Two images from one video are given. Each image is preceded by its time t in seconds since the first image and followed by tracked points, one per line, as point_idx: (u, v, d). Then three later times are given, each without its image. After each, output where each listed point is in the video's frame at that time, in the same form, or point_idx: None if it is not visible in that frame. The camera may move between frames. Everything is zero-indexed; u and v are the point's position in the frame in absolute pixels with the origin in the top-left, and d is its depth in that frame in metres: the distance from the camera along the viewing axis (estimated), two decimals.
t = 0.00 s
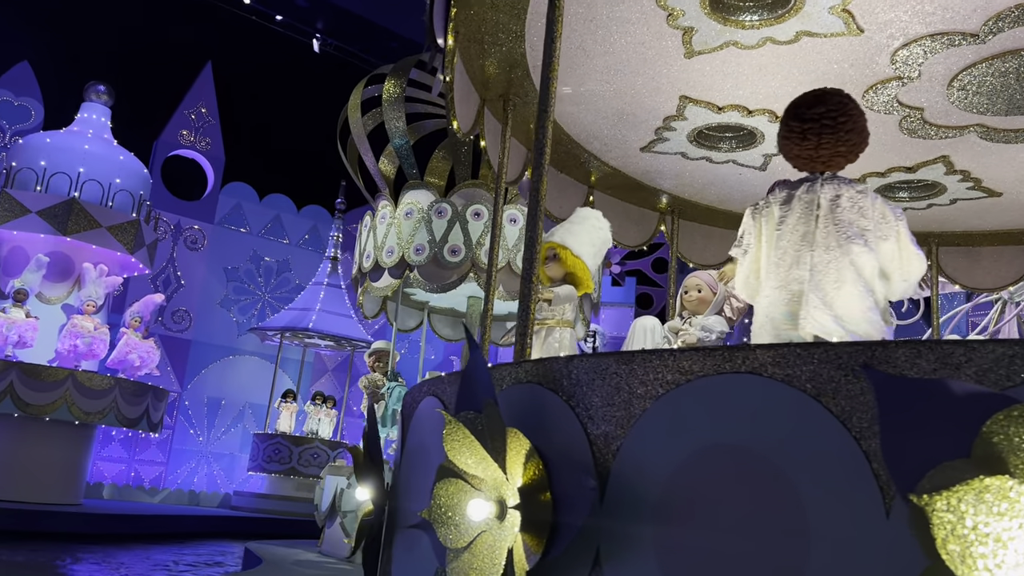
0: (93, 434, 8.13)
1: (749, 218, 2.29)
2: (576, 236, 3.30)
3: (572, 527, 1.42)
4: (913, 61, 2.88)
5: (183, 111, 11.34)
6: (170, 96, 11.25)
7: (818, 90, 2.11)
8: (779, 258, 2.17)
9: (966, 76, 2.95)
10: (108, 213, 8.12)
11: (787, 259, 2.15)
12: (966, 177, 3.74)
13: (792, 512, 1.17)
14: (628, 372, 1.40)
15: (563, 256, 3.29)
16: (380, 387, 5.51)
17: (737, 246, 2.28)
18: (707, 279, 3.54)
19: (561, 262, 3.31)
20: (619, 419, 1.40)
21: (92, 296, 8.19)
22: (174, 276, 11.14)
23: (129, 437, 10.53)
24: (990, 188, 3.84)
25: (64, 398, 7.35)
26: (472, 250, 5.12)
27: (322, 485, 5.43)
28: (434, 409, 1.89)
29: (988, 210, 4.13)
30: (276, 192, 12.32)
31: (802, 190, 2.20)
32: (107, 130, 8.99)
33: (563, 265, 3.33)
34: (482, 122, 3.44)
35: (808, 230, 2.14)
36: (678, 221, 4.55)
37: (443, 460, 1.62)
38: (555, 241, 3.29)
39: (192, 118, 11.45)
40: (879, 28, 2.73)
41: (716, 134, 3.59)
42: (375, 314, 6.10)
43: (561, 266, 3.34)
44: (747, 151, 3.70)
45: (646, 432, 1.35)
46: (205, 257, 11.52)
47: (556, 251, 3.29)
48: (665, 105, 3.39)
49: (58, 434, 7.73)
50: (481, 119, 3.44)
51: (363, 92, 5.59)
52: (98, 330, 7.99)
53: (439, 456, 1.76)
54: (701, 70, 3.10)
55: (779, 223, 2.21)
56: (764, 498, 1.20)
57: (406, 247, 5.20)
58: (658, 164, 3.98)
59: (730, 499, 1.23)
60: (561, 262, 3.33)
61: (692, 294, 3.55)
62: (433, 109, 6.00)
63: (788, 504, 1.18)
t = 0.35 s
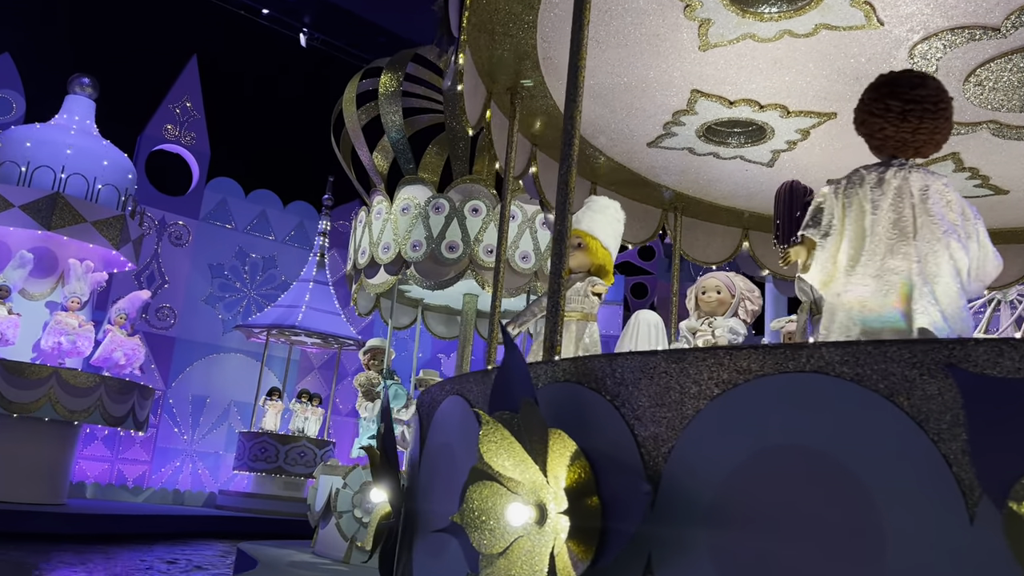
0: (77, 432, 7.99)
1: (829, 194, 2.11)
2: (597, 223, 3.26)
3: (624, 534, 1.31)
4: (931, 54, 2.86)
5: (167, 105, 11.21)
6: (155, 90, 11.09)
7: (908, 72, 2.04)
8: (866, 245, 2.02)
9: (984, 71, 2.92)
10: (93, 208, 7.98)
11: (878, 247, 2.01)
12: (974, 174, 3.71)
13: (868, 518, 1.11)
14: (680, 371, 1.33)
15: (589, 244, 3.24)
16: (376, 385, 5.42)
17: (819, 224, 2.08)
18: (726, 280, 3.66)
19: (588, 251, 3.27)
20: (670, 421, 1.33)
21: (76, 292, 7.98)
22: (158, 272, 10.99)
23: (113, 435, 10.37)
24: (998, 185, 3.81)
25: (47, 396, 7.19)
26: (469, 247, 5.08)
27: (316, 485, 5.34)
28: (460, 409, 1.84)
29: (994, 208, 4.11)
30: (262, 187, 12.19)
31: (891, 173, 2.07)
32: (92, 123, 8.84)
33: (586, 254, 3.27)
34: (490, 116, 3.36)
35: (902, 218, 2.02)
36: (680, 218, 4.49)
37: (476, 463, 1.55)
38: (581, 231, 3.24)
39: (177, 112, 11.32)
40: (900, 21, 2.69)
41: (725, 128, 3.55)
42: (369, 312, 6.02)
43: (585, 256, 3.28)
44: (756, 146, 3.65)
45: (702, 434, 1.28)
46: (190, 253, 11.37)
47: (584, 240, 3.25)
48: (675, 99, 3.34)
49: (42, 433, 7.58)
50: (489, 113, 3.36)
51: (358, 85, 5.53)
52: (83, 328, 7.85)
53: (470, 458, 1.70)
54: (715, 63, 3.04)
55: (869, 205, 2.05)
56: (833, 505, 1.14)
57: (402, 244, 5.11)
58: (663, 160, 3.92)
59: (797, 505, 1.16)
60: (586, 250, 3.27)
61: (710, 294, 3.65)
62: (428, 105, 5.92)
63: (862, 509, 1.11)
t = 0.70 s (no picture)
0: (60, 431, 7.84)
1: (940, 168, 1.97)
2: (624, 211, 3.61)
3: (681, 541, 1.23)
4: (950, 49, 2.83)
5: (152, 98, 11.07)
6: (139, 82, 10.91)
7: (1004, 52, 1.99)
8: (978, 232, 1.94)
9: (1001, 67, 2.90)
10: (78, 202, 7.84)
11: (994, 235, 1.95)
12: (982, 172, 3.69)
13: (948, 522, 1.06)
14: (738, 369, 1.28)
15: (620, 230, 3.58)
16: (371, 383, 5.36)
17: (932, 200, 1.92)
18: (744, 280, 3.62)
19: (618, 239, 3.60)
20: (727, 421, 1.27)
21: (59, 289, 7.86)
22: (142, 268, 10.83)
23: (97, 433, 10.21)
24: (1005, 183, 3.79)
25: (31, 394, 7.01)
26: (467, 244, 5.00)
27: (311, 485, 5.29)
28: (491, 408, 1.77)
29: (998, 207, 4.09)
30: (248, 183, 12.07)
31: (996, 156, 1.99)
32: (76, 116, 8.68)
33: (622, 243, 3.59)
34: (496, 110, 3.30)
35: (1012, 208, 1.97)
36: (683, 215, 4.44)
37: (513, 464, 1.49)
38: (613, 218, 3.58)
39: (161, 106, 11.19)
40: (921, 14, 2.65)
41: (734, 124, 3.50)
42: (362, 308, 5.93)
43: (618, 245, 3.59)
44: (766, 142, 3.60)
45: (763, 435, 1.23)
46: (175, 249, 11.23)
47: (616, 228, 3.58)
48: (687, 92, 3.28)
49: (26, 431, 7.44)
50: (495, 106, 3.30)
51: (353, 78, 5.43)
52: (65, 325, 7.72)
53: (506, 458, 1.64)
54: (730, 55, 2.99)
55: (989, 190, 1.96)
56: (910, 510, 1.08)
57: (399, 239, 5.04)
58: (668, 155, 3.88)
59: (870, 508, 1.11)
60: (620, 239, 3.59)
61: (729, 294, 3.61)
62: (423, 98, 5.83)
63: (943, 511, 1.06)
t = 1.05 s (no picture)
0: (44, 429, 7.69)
1: None
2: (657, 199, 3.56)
3: (747, 551, 1.17)
4: (970, 45, 2.79)
5: (137, 92, 10.89)
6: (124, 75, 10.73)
7: None
8: None
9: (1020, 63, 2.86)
10: (63, 196, 7.70)
11: None
12: (992, 169, 3.66)
13: None
14: (801, 367, 1.22)
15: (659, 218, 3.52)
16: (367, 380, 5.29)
17: None
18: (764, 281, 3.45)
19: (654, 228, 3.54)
20: (791, 422, 1.22)
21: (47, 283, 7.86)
22: (126, 264, 10.67)
23: (79, 431, 10.03)
24: (1013, 180, 3.77)
25: (15, 390, 6.87)
26: (466, 240, 4.93)
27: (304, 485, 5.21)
28: (521, 405, 1.71)
29: (1006, 204, 4.06)
30: (233, 178, 11.93)
31: None
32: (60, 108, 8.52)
33: (657, 231, 3.55)
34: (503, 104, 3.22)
35: None
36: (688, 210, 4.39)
37: (556, 464, 1.42)
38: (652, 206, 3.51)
39: (145, 99, 11.01)
40: (944, 7, 2.60)
41: (744, 118, 3.45)
42: (357, 306, 5.89)
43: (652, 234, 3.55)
44: (776, 137, 3.56)
45: (831, 438, 1.17)
46: (159, 245, 11.08)
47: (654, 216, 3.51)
48: (699, 86, 3.22)
49: (9, 429, 7.30)
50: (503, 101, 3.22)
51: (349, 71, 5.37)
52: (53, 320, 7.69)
53: (544, 460, 1.58)
54: (746, 48, 2.94)
55: None
56: (992, 514, 1.03)
57: (397, 235, 4.96)
58: (675, 150, 3.82)
59: (953, 514, 1.05)
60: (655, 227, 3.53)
61: (750, 295, 3.43)
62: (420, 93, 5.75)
63: None
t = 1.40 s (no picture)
0: (26, 427, 7.55)
1: None
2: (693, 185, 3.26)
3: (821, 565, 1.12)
4: (990, 41, 2.76)
5: (120, 85, 10.72)
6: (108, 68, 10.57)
7: None
8: None
9: None
10: (48, 190, 7.56)
11: None
12: (1001, 167, 3.64)
13: None
14: (871, 366, 1.17)
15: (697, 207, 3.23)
16: (363, 379, 5.21)
17: None
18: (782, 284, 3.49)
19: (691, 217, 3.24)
20: (861, 424, 1.16)
21: (30, 279, 7.69)
22: (109, 260, 10.49)
23: (61, 429, 9.86)
24: (1021, 179, 3.76)
25: None
26: (464, 236, 4.86)
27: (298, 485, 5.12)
28: (554, 406, 1.65)
29: (1011, 202, 4.05)
30: (219, 174, 11.79)
31: None
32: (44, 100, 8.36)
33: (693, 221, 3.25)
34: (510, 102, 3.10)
35: None
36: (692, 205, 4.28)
37: (603, 469, 1.37)
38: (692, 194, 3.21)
39: (130, 93, 10.84)
40: (967, 2, 2.57)
41: (754, 115, 3.40)
42: (351, 302, 5.79)
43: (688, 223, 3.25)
44: (786, 133, 3.50)
45: (908, 442, 1.11)
46: (144, 240, 10.92)
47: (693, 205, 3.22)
48: (712, 81, 3.17)
49: None
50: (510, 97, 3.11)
51: (344, 64, 5.30)
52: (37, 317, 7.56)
53: (584, 463, 1.52)
54: (763, 41, 2.88)
55: None
56: None
57: (394, 230, 4.88)
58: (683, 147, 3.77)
59: None
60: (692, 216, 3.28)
61: (769, 297, 3.46)
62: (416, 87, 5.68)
63: None
